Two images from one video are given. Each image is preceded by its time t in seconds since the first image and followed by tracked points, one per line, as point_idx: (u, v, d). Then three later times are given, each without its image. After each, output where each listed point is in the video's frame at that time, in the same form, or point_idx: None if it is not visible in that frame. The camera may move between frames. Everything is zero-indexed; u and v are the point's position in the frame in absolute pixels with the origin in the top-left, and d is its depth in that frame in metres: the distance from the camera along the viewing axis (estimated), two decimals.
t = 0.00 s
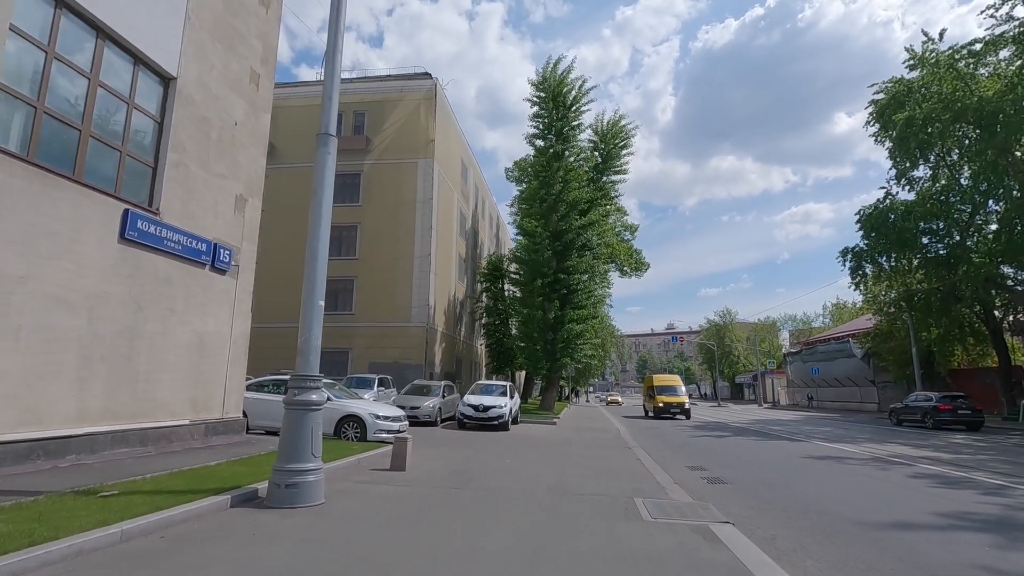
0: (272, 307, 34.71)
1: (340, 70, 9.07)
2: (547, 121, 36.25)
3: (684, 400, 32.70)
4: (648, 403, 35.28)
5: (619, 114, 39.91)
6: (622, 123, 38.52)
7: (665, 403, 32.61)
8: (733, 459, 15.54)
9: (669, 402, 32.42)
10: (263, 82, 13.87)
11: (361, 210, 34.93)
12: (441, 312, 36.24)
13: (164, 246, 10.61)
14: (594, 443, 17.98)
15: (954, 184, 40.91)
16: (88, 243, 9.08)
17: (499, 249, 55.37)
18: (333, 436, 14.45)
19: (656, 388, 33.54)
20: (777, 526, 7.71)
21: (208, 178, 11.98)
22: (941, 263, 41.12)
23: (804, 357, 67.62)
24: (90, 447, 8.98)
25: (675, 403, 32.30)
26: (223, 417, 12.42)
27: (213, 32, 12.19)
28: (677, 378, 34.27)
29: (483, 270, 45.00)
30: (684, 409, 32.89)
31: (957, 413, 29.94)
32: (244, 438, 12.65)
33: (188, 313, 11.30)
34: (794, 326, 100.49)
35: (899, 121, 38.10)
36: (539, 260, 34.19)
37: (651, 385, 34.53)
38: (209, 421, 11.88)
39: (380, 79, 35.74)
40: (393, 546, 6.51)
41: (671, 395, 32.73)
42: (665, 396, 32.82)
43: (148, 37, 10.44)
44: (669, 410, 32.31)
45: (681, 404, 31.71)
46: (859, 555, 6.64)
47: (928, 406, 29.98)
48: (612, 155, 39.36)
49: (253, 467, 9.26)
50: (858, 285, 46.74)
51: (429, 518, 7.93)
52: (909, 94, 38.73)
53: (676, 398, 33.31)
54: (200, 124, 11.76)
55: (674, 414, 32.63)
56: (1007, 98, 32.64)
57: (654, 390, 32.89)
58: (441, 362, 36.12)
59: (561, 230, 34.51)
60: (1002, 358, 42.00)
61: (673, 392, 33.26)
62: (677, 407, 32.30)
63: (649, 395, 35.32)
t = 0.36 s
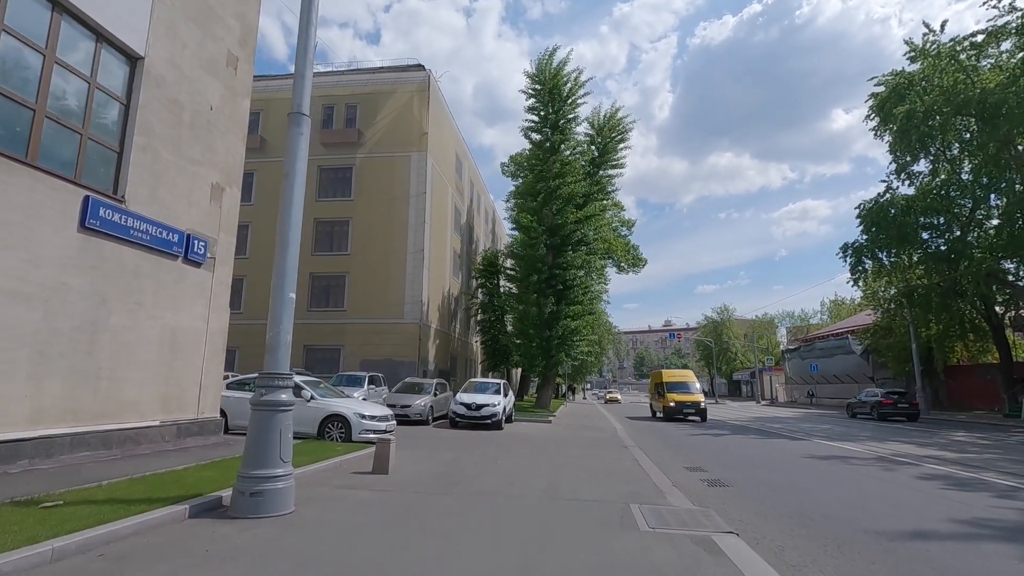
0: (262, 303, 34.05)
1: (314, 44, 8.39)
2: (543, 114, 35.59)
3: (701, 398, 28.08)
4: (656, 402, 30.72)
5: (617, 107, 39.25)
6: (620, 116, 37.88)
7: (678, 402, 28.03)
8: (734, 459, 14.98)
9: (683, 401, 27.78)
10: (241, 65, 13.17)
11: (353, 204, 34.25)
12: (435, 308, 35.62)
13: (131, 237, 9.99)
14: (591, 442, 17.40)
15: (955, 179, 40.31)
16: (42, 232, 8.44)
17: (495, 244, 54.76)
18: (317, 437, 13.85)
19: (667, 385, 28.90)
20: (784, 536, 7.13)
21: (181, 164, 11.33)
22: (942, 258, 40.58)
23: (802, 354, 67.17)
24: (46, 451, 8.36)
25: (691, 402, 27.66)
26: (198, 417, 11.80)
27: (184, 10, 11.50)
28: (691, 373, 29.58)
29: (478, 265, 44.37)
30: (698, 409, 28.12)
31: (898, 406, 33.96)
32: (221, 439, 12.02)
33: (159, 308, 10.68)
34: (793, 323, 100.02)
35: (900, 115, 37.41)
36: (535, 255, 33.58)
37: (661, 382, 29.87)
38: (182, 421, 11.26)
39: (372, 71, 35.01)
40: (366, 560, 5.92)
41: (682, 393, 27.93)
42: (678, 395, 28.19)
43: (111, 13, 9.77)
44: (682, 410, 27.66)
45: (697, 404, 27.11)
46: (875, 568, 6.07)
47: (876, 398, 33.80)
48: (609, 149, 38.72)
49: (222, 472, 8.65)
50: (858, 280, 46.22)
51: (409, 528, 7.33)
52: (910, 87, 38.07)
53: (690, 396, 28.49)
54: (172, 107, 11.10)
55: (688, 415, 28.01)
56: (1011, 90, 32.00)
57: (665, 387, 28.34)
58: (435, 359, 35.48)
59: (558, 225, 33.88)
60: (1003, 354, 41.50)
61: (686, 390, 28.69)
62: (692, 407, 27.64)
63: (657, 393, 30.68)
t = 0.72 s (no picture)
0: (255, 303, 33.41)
1: (293, 18, 7.74)
2: (541, 112, 34.97)
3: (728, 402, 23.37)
4: (670, 408, 26.04)
5: (616, 106, 38.70)
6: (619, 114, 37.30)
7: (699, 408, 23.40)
8: (739, 465, 14.33)
9: (707, 407, 22.98)
10: (223, 51, 12.52)
11: (347, 203, 33.61)
12: (431, 309, 34.93)
13: (99, 228, 9.33)
14: (590, 447, 16.74)
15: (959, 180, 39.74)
16: None
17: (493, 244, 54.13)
18: (303, 441, 13.23)
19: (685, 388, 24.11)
20: (804, 554, 6.50)
21: (157, 153, 10.70)
22: (946, 259, 39.82)
23: (803, 356, 66.54)
24: None
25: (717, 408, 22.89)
26: (175, 421, 11.16)
27: None
28: (712, 372, 24.87)
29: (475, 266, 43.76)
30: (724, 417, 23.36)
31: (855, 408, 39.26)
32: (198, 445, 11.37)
33: (130, 305, 10.03)
34: (792, 326, 99.42)
35: (904, 113, 36.70)
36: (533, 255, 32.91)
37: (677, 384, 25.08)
38: (157, 425, 10.61)
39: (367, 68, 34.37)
40: None
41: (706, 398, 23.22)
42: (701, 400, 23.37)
43: None
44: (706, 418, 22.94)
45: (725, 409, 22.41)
46: None
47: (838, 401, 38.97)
48: (608, 147, 38.15)
49: (191, 482, 7.98)
50: (860, 282, 45.62)
51: (392, 545, 6.69)
52: (914, 85, 37.31)
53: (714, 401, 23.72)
54: (148, 92, 10.47)
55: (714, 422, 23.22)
56: (1018, 88, 31.39)
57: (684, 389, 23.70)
58: (432, 361, 34.81)
59: (557, 224, 33.26)
60: (1008, 357, 40.89)
61: (710, 393, 23.92)
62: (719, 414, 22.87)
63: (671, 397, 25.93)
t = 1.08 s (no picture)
0: (251, 300, 32.86)
1: None
2: (543, 104, 34.31)
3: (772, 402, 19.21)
4: (695, 408, 21.93)
5: (619, 99, 38.04)
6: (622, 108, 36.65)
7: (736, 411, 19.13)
8: (749, 466, 13.70)
9: (747, 409, 18.80)
10: (207, 31, 11.89)
11: (345, 198, 33.00)
12: (431, 306, 34.32)
13: (70, 215, 8.75)
14: (594, 447, 16.12)
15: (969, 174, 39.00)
16: None
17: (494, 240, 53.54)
18: (294, 442, 12.63)
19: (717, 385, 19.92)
20: (833, 568, 5.87)
21: (135, 137, 10.10)
22: (956, 254, 39.07)
23: (808, 354, 65.83)
24: None
25: (759, 410, 18.73)
26: (156, 420, 10.56)
27: None
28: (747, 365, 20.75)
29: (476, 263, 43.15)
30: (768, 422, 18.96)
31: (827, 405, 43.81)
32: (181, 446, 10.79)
33: (104, 298, 9.44)
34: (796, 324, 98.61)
35: (914, 105, 35.90)
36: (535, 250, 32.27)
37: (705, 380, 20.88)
38: (136, 425, 10.02)
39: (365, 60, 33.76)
40: None
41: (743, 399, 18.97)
42: (740, 401, 19.15)
43: None
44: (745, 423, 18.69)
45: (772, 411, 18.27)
46: None
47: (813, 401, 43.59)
48: (611, 141, 37.49)
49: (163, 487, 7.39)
50: (867, 279, 44.91)
51: (378, 557, 6.07)
52: (923, 76, 36.47)
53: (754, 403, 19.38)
54: (125, 72, 9.86)
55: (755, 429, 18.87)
56: None
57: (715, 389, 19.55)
58: (431, 358, 34.24)
59: (559, 219, 32.62)
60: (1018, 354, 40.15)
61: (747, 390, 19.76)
62: (762, 416, 18.73)
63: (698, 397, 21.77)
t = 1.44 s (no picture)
0: (245, 293, 32.26)
1: None
2: (542, 93, 33.59)
3: (843, 401, 13.95)
4: (729, 409, 16.77)
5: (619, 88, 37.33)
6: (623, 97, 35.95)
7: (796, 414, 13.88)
8: (755, 463, 13.08)
9: (812, 411, 13.54)
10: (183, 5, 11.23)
11: (341, 188, 32.33)
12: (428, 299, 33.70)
13: (27, 196, 8.11)
14: (593, 443, 15.50)
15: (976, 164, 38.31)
16: None
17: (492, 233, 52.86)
18: (278, 439, 12.03)
19: (764, 378, 14.73)
20: None
21: (103, 115, 9.46)
22: (962, 247, 38.39)
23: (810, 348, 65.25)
24: None
25: (828, 412, 13.52)
26: (127, 417, 9.95)
27: None
28: (803, 352, 15.47)
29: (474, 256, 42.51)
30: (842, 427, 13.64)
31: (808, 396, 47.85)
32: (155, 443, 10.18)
33: (67, 287, 8.80)
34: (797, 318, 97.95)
35: (923, 93, 35.17)
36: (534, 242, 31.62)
37: (745, 373, 15.76)
38: (106, 422, 9.42)
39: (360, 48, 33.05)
40: None
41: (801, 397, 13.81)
42: (800, 399, 13.89)
43: None
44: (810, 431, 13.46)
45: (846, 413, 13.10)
46: None
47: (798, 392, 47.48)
48: (611, 131, 36.80)
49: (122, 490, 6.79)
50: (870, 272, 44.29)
51: (352, 568, 5.45)
52: (932, 64, 35.77)
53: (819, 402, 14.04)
54: (91, 45, 9.20)
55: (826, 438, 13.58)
56: None
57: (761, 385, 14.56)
58: (429, 352, 33.66)
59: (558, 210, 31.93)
60: None
61: (804, 384, 14.60)
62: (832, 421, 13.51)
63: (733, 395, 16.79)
